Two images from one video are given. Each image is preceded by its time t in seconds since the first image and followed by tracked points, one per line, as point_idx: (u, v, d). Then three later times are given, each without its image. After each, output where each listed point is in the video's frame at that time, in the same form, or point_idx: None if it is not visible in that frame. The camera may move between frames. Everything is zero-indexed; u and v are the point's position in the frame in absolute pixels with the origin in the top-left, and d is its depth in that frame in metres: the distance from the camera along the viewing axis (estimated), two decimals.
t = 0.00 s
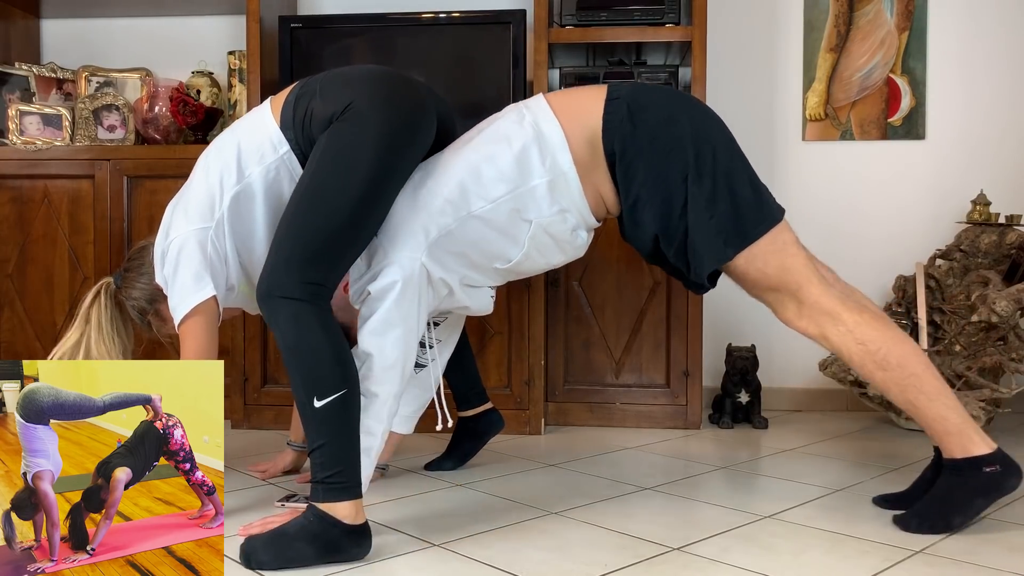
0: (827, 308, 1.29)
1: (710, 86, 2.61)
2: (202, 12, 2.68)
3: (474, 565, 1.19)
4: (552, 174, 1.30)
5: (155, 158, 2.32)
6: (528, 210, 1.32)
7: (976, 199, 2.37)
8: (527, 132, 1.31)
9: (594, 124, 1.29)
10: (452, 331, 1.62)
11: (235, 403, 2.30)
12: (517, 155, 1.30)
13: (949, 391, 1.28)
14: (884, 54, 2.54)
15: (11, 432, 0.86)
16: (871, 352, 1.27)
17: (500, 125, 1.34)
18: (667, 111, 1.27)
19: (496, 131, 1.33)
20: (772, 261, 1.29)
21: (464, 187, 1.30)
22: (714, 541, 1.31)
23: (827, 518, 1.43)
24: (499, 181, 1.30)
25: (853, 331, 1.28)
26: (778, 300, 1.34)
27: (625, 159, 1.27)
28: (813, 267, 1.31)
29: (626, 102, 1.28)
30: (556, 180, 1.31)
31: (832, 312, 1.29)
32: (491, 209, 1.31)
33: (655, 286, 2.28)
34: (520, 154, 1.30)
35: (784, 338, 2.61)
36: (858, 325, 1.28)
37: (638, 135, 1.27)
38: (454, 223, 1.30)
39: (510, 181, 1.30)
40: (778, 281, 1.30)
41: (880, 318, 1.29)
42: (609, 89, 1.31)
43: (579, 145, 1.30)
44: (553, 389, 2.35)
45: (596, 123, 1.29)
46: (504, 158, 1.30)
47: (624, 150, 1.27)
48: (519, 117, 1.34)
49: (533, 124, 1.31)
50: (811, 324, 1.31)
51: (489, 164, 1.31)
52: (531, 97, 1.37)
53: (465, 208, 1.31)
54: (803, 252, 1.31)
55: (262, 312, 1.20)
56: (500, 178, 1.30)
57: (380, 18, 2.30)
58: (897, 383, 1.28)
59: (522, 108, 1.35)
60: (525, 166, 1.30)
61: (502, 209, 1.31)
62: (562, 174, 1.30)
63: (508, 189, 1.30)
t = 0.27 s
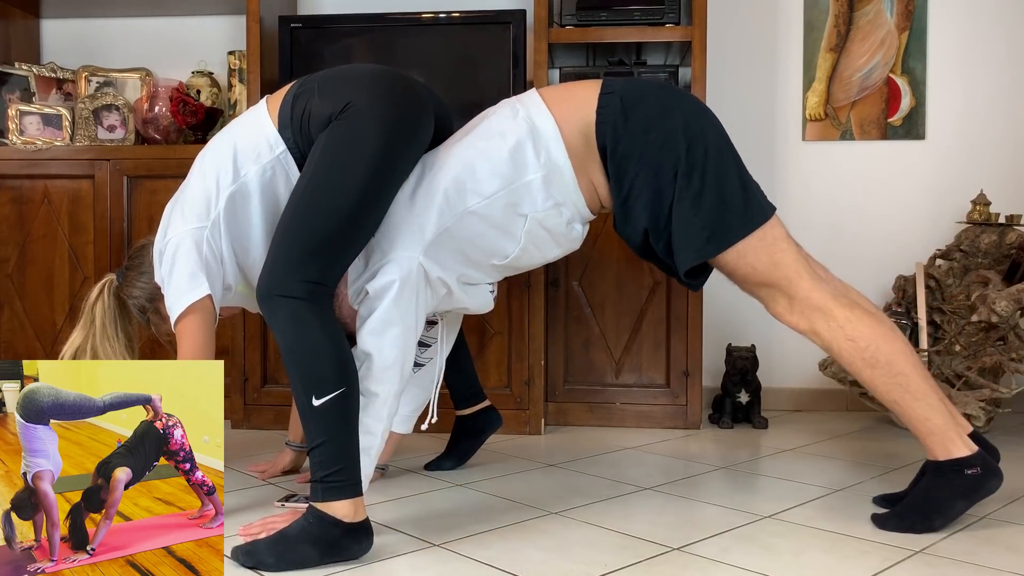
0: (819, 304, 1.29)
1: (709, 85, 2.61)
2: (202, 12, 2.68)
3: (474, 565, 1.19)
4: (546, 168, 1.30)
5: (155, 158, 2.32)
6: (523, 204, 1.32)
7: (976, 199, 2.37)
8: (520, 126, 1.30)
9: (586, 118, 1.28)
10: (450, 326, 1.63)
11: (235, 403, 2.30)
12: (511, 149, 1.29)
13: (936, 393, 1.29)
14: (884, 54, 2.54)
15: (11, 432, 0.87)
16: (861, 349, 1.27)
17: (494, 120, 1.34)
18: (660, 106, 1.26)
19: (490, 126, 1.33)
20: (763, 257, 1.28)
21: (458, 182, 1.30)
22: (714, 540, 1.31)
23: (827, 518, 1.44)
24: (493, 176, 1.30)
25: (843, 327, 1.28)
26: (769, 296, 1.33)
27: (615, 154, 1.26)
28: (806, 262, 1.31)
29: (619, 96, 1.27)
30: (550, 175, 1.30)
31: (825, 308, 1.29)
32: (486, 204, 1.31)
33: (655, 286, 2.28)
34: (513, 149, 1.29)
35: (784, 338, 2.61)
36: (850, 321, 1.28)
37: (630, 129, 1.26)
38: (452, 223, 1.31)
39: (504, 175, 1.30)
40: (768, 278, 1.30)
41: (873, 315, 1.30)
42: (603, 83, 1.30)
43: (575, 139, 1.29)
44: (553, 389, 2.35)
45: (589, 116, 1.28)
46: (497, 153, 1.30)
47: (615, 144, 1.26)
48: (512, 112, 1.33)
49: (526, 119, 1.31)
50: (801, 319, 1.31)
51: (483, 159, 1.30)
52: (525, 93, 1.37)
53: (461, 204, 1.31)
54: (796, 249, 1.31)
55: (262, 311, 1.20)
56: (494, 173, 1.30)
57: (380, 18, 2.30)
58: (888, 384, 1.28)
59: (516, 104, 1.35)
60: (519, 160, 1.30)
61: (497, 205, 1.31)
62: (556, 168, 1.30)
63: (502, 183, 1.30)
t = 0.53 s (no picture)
0: (821, 303, 1.29)
1: (710, 85, 2.61)
2: (202, 12, 2.68)
3: (474, 565, 1.19)
4: (537, 171, 1.30)
5: (155, 157, 2.32)
6: (514, 206, 1.32)
7: (976, 199, 2.37)
8: (511, 129, 1.30)
9: (579, 123, 1.28)
10: (447, 326, 1.62)
11: (235, 403, 2.30)
12: (501, 152, 1.30)
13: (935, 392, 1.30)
14: (884, 54, 2.54)
15: (11, 432, 0.86)
16: (863, 347, 1.28)
17: (485, 121, 1.33)
18: (654, 114, 1.26)
19: (481, 128, 1.32)
20: (761, 258, 1.28)
21: (450, 184, 1.30)
22: (714, 540, 1.31)
23: (827, 518, 1.44)
24: (484, 178, 1.30)
25: (844, 326, 1.28)
26: (769, 296, 1.33)
27: (608, 161, 1.27)
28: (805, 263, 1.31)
29: (613, 103, 1.27)
30: (541, 178, 1.30)
31: (826, 307, 1.29)
32: (477, 206, 1.31)
33: (655, 286, 2.28)
34: (504, 152, 1.30)
35: (784, 338, 2.61)
36: (851, 321, 1.28)
37: (622, 137, 1.26)
38: (442, 222, 1.31)
39: (495, 178, 1.30)
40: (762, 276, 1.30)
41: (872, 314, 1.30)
42: (595, 88, 1.30)
43: (566, 143, 1.29)
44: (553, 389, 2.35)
45: (582, 121, 1.28)
46: (488, 155, 1.30)
47: (608, 151, 1.27)
48: (503, 114, 1.33)
49: (518, 121, 1.31)
50: (802, 318, 1.31)
51: (474, 161, 1.30)
52: (517, 93, 1.36)
53: (452, 205, 1.31)
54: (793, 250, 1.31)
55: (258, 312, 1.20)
56: (485, 176, 1.30)
57: (380, 18, 2.30)
58: (889, 383, 1.29)
59: (507, 104, 1.34)
60: (511, 163, 1.30)
61: (489, 207, 1.31)
62: (547, 171, 1.30)
63: (494, 186, 1.30)
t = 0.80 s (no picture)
0: (806, 314, 1.24)
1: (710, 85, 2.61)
2: (202, 12, 2.68)
3: (474, 565, 1.19)
4: (532, 170, 1.30)
5: (155, 158, 2.32)
6: (510, 204, 1.32)
7: (976, 199, 2.37)
8: (508, 128, 1.31)
9: (574, 125, 1.28)
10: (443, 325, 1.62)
11: (235, 403, 2.30)
12: (498, 151, 1.30)
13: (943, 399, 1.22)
14: (884, 54, 2.54)
15: (11, 432, 0.86)
16: (852, 359, 1.22)
17: (482, 120, 1.34)
18: (647, 115, 1.25)
19: (478, 127, 1.33)
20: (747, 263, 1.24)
21: (447, 182, 1.31)
22: (714, 540, 1.31)
23: (827, 518, 1.44)
24: (481, 177, 1.30)
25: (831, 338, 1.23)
26: (755, 306, 1.28)
27: (600, 161, 1.26)
28: (793, 273, 1.26)
29: (606, 104, 1.27)
30: (536, 177, 1.31)
31: (811, 319, 1.23)
32: (474, 203, 1.31)
33: (655, 286, 2.28)
34: (500, 150, 1.30)
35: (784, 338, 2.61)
36: (837, 331, 1.22)
37: (614, 138, 1.25)
38: (439, 219, 1.31)
39: (491, 176, 1.30)
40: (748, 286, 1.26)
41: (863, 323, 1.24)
42: (591, 90, 1.30)
43: (561, 144, 1.29)
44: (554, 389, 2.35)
45: (578, 122, 1.28)
46: (485, 154, 1.30)
47: (600, 152, 1.26)
48: (501, 112, 1.33)
49: (515, 120, 1.31)
50: (789, 330, 1.26)
51: (471, 159, 1.31)
52: (516, 93, 1.37)
53: (449, 203, 1.31)
54: (781, 258, 1.26)
55: (258, 302, 1.20)
56: (482, 174, 1.30)
57: (380, 18, 2.30)
58: (885, 392, 1.22)
59: (505, 104, 1.35)
60: (507, 161, 1.30)
61: (484, 204, 1.31)
62: (542, 171, 1.30)
63: (490, 184, 1.30)
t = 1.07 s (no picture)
0: (813, 315, 1.23)
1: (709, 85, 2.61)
2: (202, 12, 2.68)
3: (473, 565, 1.19)
4: (534, 174, 1.31)
5: (155, 158, 2.32)
6: (511, 208, 1.33)
7: (976, 199, 2.37)
8: (511, 132, 1.32)
9: (577, 128, 1.29)
10: (444, 327, 1.61)
11: (235, 403, 2.30)
12: (501, 154, 1.31)
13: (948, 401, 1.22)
14: (884, 54, 2.54)
15: (11, 432, 0.86)
16: (860, 360, 1.21)
17: (486, 124, 1.35)
18: (649, 119, 1.25)
19: (482, 131, 1.34)
20: (752, 267, 1.24)
21: (448, 186, 1.31)
22: (714, 541, 1.31)
23: (827, 518, 1.44)
24: (483, 180, 1.31)
25: (839, 337, 1.22)
26: (761, 308, 1.28)
27: (604, 166, 1.27)
28: (800, 274, 1.25)
29: (608, 108, 1.27)
30: (539, 181, 1.32)
31: (819, 320, 1.23)
32: (475, 207, 1.32)
33: (655, 286, 2.29)
34: (503, 155, 1.31)
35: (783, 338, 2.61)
36: (845, 331, 1.22)
37: (615, 143, 1.26)
38: (440, 221, 1.31)
39: (494, 180, 1.31)
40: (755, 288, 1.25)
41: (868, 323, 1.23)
42: (594, 93, 1.30)
43: (564, 147, 1.30)
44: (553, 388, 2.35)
45: (580, 127, 1.28)
46: (487, 157, 1.31)
47: (603, 157, 1.27)
48: (504, 116, 1.34)
49: (518, 124, 1.32)
50: (797, 332, 1.25)
51: (473, 163, 1.31)
52: (520, 97, 1.38)
53: (451, 206, 1.31)
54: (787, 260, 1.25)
55: (272, 294, 1.21)
56: (484, 177, 1.31)
57: (380, 18, 2.30)
58: (891, 393, 1.21)
59: (509, 108, 1.36)
60: (509, 165, 1.31)
61: (486, 208, 1.32)
62: (544, 175, 1.32)
63: (492, 188, 1.31)
